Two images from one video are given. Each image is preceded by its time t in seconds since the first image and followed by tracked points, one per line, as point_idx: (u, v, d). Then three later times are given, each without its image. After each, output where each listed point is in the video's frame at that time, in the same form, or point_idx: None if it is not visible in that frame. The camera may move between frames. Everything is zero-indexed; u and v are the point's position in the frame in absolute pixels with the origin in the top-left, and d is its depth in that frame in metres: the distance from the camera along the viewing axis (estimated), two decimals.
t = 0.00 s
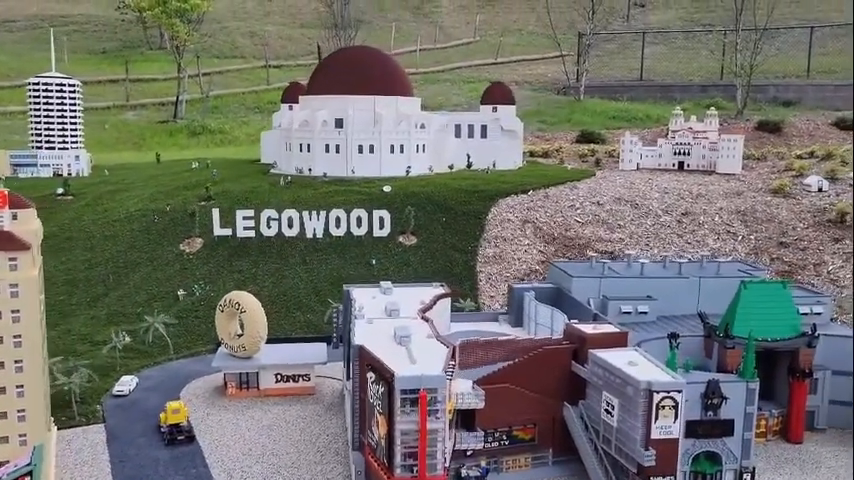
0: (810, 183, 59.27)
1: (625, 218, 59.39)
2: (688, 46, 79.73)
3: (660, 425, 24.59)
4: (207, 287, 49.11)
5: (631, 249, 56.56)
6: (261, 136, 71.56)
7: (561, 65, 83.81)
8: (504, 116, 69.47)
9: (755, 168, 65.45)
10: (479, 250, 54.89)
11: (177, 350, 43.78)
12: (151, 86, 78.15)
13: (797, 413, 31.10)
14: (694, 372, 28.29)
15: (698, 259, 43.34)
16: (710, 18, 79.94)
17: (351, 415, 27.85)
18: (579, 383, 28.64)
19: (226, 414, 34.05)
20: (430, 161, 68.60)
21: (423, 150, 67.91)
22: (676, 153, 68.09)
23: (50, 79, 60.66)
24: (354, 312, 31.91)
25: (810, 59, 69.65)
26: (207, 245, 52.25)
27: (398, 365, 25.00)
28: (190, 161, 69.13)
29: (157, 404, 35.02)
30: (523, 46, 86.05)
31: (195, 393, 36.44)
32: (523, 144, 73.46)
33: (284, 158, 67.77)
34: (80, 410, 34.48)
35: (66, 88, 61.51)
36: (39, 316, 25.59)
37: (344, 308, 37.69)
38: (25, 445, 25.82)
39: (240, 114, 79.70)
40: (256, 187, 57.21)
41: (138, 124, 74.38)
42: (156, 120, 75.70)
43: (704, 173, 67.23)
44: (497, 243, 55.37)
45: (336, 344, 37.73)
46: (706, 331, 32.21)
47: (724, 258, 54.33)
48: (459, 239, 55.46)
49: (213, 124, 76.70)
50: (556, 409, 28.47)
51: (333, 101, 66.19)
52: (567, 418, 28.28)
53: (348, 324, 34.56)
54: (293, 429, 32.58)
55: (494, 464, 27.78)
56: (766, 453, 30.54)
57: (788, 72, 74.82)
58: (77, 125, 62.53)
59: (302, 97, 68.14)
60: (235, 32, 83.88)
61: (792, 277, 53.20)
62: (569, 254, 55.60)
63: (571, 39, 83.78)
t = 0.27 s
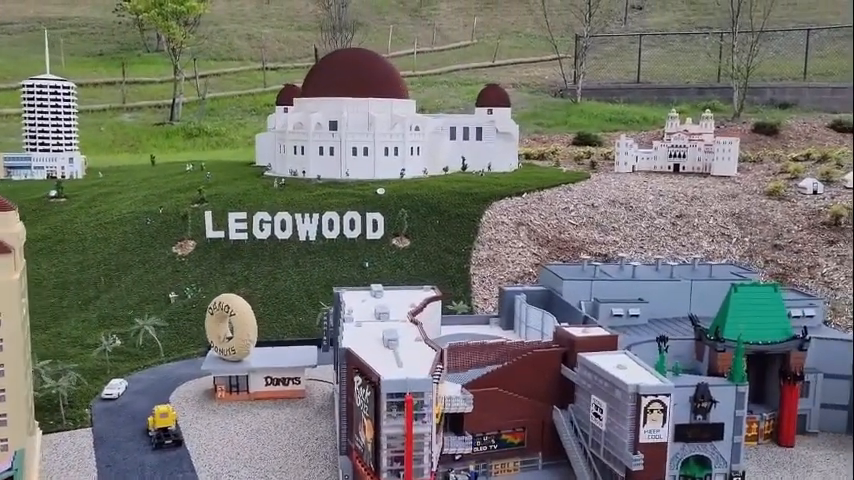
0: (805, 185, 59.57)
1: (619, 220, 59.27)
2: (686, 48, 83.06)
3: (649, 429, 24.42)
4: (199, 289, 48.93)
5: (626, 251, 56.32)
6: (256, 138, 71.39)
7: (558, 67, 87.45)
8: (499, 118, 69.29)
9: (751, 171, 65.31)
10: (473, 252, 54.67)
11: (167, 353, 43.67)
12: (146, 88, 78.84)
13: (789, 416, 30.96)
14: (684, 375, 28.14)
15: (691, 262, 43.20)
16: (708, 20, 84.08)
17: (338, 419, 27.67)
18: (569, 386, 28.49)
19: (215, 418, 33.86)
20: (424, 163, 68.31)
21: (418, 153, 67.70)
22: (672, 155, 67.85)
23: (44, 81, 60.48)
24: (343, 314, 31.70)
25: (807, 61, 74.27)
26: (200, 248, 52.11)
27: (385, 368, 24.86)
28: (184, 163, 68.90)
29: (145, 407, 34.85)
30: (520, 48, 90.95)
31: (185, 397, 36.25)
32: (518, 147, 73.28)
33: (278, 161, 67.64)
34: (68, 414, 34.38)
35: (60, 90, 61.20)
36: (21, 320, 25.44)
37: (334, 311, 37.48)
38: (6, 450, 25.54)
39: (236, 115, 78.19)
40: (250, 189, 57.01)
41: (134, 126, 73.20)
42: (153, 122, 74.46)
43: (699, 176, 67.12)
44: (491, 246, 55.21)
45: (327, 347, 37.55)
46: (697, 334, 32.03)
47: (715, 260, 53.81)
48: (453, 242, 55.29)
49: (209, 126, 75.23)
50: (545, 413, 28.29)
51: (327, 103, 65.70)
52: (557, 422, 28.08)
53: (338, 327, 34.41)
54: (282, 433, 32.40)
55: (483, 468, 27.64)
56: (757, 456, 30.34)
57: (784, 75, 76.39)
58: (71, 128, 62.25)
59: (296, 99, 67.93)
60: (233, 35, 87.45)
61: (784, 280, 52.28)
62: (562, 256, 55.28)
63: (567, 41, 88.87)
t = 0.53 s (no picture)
0: (805, 187, 59.37)
1: (618, 223, 59.11)
2: (688, 52, 78.42)
3: (643, 434, 24.32)
4: (196, 293, 48.92)
5: (625, 255, 56.26)
6: (255, 142, 71.33)
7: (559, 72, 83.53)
8: (499, 121, 69.22)
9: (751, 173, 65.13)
10: (472, 256, 54.58)
11: (164, 358, 43.64)
12: (148, 91, 77.69)
13: (786, 421, 30.73)
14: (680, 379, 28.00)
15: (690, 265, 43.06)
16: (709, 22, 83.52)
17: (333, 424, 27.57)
18: (564, 390, 28.38)
19: (211, 423, 33.81)
20: (424, 166, 68.31)
21: (417, 156, 67.63)
22: (672, 158, 67.63)
23: (43, 85, 60.20)
24: (339, 319, 31.56)
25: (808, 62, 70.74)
26: (197, 251, 52.09)
27: (378, 373, 24.76)
28: (183, 167, 68.87)
29: (141, 412, 34.78)
30: (521, 51, 84.96)
31: (181, 401, 36.16)
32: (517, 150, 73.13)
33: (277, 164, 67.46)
34: (63, 418, 34.39)
35: (60, 95, 61.01)
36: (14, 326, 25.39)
37: (331, 315, 37.34)
38: None
39: (237, 119, 78.91)
40: (248, 193, 56.88)
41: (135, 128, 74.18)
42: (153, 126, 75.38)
43: (700, 178, 66.85)
44: (490, 249, 55.13)
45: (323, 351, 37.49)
46: (695, 337, 31.89)
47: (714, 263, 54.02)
48: (451, 245, 55.20)
49: (210, 129, 76.37)
50: (541, 417, 28.15)
51: (326, 106, 66.05)
52: (552, 426, 27.95)
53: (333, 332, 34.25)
54: (277, 437, 32.33)
55: (478, 473, 27.54)
56: (753, 460, 30.21)
57: (785, 76, 74.06)
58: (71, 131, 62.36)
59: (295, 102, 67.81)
60: (234, 37, 83.06)
61: (784, 282, 52.68)
62: (561, 259, 55.28)
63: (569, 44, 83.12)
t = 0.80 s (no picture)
0: (807, 191, 57.62)
1: (619, 226, 59.03)
2: (692, 54, 77.78)
3: (640, 438, 24.19)
4: (197, 297, 49.00)
5: (626, 259, 56.31)
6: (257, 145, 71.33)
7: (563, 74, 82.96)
8: (500, 124, 69.15)
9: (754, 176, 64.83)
10: (472, 259, 54.49)
11: (163, 361, 43.66)
12: (152, 95, 77.07)
13: (786, 425, 30.57)
14: (678, 383, 27.85)
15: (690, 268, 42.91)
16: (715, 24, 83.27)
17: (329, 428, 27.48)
18: (562, 394, 28.27)
19: (209, 426, 33.80)
20: (425, 169, 68.41)
21: (418, 159, 67.65)
22: (674, 161, 67.46)
23: (45, 88, 60.51)
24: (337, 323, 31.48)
25: (813, 65, 69.23)
26: (198, 254, 52.13)
27: (374, 377, 24.69)
28: (185, 170, 68.95)
29: (139, 415, 34.77)
30: (525, 54, 84.36)
31: (180, 405, 36.10)
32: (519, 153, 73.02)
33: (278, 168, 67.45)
34: (61, 422, 34.44)
35: (62, 98, 61.34)
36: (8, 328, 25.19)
37: (329, 319, 37.22)
38: None
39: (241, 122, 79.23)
40: (249, 196, 56.95)
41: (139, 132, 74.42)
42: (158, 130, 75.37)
43: (702, 181, 66.57)
44: (491, 252, 55.02)
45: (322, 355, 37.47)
46: (694, 341, 31.74)
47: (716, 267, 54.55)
48: (452, 248, 55.11)
49: (214, 133, 77.12)
50: (538, 421, 28.02)
51: (327, 109, 66.02)
52: (550, 430, 27.82)
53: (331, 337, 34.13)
54: (275, 441, 32.27)
55: (475, 477, 27.21)
56: (752, 465, 30.02)
57: (790, 78, 73.64)
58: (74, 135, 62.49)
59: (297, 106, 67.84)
60: (238, 42, 82.46)
61: (786, 286, 52.97)
62: (562, 263, 55.41)
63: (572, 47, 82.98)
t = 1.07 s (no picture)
0: (810, 191, 58.44)
1: (620, 227, 58.80)
2: (696, 54, 80.43)
3: (634, 440, 24.13)
4: (196, 297, 49.01)
5: (626, 258, 55.64)
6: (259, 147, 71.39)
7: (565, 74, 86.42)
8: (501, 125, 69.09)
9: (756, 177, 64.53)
10: (472, 259, 54.34)
11: (162, 362, 43.72)
12: (156, 96, 78.98)
13: (784, 426, 30.44)
14: (673, 385, 27.73)
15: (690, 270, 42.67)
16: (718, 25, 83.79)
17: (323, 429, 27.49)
18: (556, 396, 28.20)
19: (205, 428, 33.83)
20: (426, 171, 68.19)
21: (419, 160, 67.54)
22: (677, 162, 67.19)
23: (49, 90, 60.94)
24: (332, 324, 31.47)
25: (818, 65, 70.46)
26: (198, 256, 52.25)
27: (366, 378, 24.69)
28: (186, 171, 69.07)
29: (137, 417, 34.83)
30: (528, 55, 88.56)
31: (177, 406, 36.20)
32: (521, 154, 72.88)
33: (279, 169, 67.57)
34: (59, 423, 34.54)
35: (65, 100, 61.82)
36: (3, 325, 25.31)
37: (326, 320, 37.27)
38: None
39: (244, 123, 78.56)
40: (250, 197, 57.25)
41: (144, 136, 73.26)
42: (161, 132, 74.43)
43: (705, 182, 66.35)
44: (491, 253, 54.89)
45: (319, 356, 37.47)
46: (690, 342, 31.63)
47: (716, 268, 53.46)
48: (452, 249, 55.00)
49: (217, 134, 75.26)
50: (533, 422, 27.96)
51: (328, 110, 65.88)
52: (544, 432, 27.76)
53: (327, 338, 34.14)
54: (270, 442, 32.27)
55: None
56: (750, 468, 29.78)
57: (794, 78, 74.86)
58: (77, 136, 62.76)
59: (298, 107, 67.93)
60: (243, 43, 86.20)
61: (787, 287, 51.64)
62: (561, 263, 54.93)
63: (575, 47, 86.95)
